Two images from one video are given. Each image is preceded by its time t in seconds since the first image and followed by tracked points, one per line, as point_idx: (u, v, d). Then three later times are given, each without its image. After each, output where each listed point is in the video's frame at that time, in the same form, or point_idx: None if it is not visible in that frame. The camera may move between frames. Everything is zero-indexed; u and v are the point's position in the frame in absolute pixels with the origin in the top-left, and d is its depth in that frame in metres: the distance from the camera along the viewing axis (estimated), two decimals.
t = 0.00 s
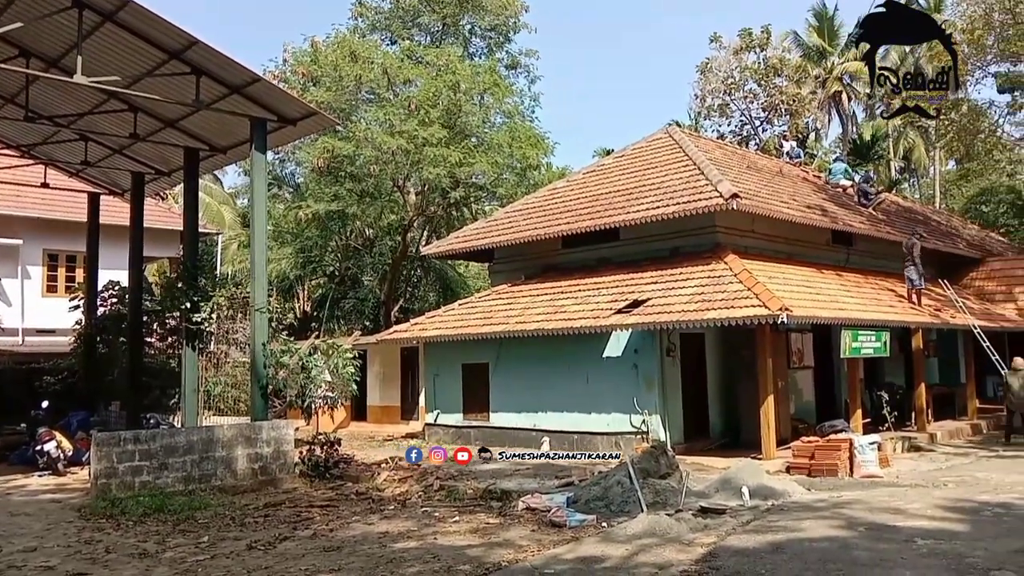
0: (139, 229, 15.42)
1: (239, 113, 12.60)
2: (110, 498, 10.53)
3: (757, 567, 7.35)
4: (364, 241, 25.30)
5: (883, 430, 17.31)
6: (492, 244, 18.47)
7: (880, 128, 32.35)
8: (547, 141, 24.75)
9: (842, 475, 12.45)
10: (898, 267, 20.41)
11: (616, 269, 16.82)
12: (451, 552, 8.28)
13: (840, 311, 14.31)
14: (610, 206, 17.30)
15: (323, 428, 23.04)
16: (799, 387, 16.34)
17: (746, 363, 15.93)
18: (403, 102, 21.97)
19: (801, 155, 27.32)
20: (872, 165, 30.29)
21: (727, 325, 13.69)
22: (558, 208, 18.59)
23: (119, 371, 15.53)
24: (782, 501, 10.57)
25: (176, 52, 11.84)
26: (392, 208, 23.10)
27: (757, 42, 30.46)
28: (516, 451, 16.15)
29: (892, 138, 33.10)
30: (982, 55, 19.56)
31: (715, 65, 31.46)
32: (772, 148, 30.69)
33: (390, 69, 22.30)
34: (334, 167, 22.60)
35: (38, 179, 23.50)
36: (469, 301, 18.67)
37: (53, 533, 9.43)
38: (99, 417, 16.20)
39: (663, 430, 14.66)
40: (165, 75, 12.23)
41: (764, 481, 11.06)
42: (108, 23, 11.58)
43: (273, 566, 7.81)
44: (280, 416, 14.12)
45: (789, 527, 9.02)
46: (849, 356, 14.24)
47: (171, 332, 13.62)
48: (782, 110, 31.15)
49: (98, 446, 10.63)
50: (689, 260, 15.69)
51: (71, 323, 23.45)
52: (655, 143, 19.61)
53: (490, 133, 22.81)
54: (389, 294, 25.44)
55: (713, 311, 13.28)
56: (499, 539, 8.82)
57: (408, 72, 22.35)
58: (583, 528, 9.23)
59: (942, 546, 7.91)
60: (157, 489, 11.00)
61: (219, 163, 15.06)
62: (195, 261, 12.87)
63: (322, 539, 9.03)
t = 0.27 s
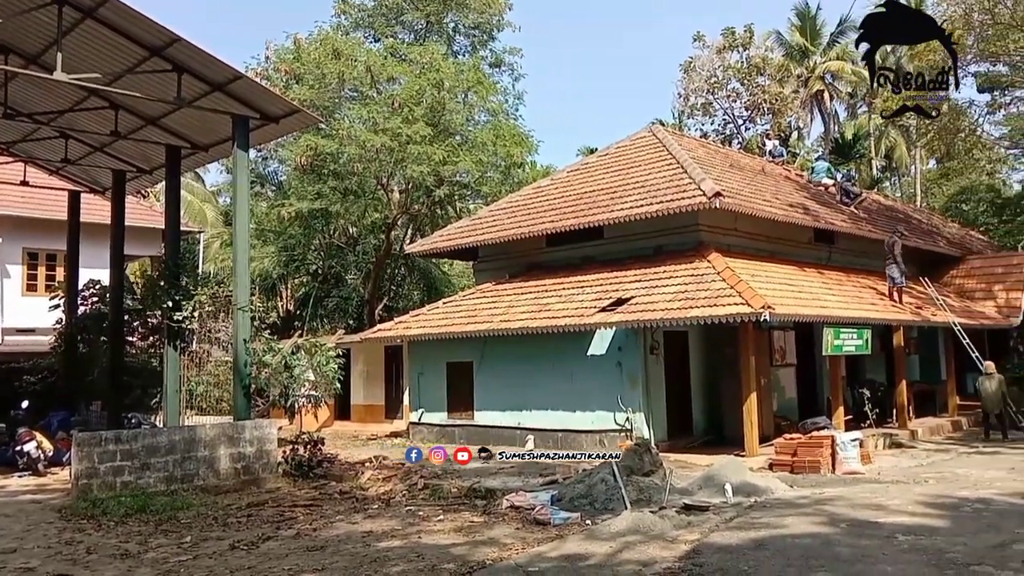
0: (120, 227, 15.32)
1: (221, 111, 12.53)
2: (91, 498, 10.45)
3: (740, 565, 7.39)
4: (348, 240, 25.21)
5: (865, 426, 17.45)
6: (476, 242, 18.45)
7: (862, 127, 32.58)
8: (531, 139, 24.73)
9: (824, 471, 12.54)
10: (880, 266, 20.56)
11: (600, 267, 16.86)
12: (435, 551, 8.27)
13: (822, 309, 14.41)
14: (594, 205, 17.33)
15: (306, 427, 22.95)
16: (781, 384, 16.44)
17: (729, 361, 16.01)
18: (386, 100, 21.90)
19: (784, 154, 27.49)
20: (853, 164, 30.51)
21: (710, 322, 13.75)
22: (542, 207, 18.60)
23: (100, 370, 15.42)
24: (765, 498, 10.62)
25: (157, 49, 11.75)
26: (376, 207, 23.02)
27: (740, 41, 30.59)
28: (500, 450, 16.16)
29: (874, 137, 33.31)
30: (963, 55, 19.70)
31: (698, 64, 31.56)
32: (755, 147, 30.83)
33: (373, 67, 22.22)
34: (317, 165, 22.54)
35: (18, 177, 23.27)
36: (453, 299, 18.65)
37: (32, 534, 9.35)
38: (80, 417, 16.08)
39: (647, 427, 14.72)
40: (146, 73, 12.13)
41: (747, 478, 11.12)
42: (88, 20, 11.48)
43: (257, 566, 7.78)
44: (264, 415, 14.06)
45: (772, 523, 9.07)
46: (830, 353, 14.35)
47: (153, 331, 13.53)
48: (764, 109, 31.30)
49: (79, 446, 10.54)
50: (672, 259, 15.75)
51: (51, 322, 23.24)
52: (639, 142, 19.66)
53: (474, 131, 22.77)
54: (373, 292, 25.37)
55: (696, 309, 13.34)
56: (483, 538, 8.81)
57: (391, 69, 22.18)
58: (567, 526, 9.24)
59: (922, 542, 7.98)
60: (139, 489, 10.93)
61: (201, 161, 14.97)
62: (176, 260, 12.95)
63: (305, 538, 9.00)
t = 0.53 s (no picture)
0: (97, 227, 15.18)
1: (200, 110, 12.43)
2: (68, 501, 10.34)
3: (720, 564, 7.42)
4: (328, 240, 25.12)
5: (843, 425, 17.59)
6: (457, 242, 18.43)
7: (840, 129, 32.87)
8: (513, 139, 24.72)
9: (804, 470, 12.62)
10: (858, 266, 20.73)
11: (581, 267, 16.89)
12: (415, 552, 8.26)
13: (801, 309, 14.51)
14: (575, 205, 17.36)
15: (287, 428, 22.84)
16: (760, 384, 16.54)
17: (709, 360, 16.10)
18: (367, 100, 21.83)
19: (763, 155, 27.68)
20: (832, 166, 30.78)
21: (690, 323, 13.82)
22: (523, 207, 18.61)
23: (77, 371, 15.27)
24: (744, 497, 10.69)
25: (134, 47, 11.64)
26: (357, 206, 22.94)
27: (720, 42, 30.75)
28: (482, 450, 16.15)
29: (852, 139, 33.61)
30: (939, 57, 19.92)
31: (678, 66, 31.70)
32: (734, 148, 31.01)
33: (353, 66, 22.12)
34: (297, 164, 22.46)
35: None
36: (434, 300, 18.62)
37: (8, 537, 9.23)
38: (57, 418, 15.94)
39: (627, 427, 14.77)
40: (123, 71, 12.01)
41: (727, 477, 11.18)
42: (64, 17, 11.35)
43: (236, 568, 7.74)
44: (243, 416, 13.97)
45: (751, 522, 9.12)
46: (809, 353, 14.46)
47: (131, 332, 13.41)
48: (744, 111, 31.48)
49: (55, 448, 10.42)
50: (652, 259, 15.81)
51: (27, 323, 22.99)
52: (620, 143, 19.73)
53: (455, 131, 22.70)
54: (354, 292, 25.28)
55: (676, 309, 13.40)
56: (464, 538, 8.81)
57: (372, 69, 22.14)
58: (548, 526, 9.25)
59: (900, 540, 8.05)
60: (116, 491, 10.82)
61: (179, 160, 14.86)
62: (154, 260, 12.63)
63: (285, 540, 8.95)
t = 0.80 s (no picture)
0: (74, 225, 15.03)
1: (178, 106, 12.34)
2: (44, 501, 10.22)
3: (699, 560, 7.46)
4: (308, 238, 25.02)
5: (821, 423, 17.73)
6: (438, 240, 18.40)
7: (819, 129, 33.13)
8: (494, 137, 24.70)
9: (783, 467, 12.70)
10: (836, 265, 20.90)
11: (561, 266, 16.92)
12: (396, 550, 8.24)
13: (780, 307, 14.61)
14: (556, 204, 17.38)
15: (266, 427, 22.70)
16: (740, 381, 16.64)
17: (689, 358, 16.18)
18: (347, 97, 21.73)
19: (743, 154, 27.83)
20: (811, 165, 31.01)
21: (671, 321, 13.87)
22: (504, 206, 18.60)
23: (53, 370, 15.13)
24: (723, 494, 10.74)
25: (112, 44, 11.53)
26: (337, 204, 22.85)
27: (700, 42, 30.86)
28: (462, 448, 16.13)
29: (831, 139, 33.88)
30: (917, 57, 20.37)
31: (659, 65, 31.78)
32: (714, 148, 31.17)
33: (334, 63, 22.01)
34: (276, 162, 22.38)
35: None
36: (415, 298, 18.57)
37: None
38: (32, 418, 15.75)
39: (608, 424, 14.81)
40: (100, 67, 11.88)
41: (707, 474, 11.23)
42: (40, 12, 11.21)
43: (214, 568, 7.68)
44: (222, 415, 13.87)
45: (731, 519, 9.17)
46: (788, 351, 14.56)
47: (108, 330, 13.29)
48: (724, 110, 31.63)
49: (31, 448, 10.30)
50: (633, 258, 15.86)
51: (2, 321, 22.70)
52: (600, 142, 19.77)
53: (436, 129, 22.63)
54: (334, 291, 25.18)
55: (656, 308, 13.45)
56: (445, 536, 8.79)
57: (352, 67, 21.97)
58: (529, 524, 9.26)
59: (877, 536, 8.12)
60: (93, 491, 10.72)
61: (157, 158, 14.74)
62: (132, 257, 12.71)
63: (264, 539, 8.90)
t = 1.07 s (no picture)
0: (56, 220, 14.90)
1: (163, 102, 12.25)
2: (26, 499, 10.13)
3: (684, 557, 7.48)
4: (293, 234, 24.94)
5: (805, 420, 17.84)
6: (424, 238, 18.37)
7: (804, 128, 33.31)
8: (480, 134, 24.68)
9: (767, 465, 12.76)
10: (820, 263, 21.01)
11: (548, 264, 16.92)
12: (381, 548, 8.22)
13: (764, 305, 14.68)
14: (542, 202, 17.39)
15: (251, 425, 22.63)
16: (725, 379, 16.71)
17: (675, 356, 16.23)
18: (333, 93, 21.65)
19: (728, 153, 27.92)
20: (796, 164, 31.17)
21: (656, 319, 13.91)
22: (490, 203, 18.59)
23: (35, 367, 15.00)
24: (708, 491, 10.79)
25: (96, 38, 11.44)
26: (322, 201, 22.77)
27: (686, 41, 30.91)
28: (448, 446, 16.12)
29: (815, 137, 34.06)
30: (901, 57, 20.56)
31: (645, 63, 31.81)
32: (700, 146, 31.26)
33: (319, 59, 21.92)
34: (261, 158, 22.32)
35: None
36: (400, 296, 18.52)
37: None
38: (13, 416, 15.60)
39: (593, 422, 14.84)
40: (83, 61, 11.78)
41: (691, 472, 11.27)
42: (21, 6, 11.10)
43: (198, 566, 7.64)
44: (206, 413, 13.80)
45: (715, 516, 9.20)
46: (773, 349, 14.64)
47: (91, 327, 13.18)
48: (710, 109, 31.71)
49: (13, 445, 10.21)
50: (619, 255, 15.89)
51: None
52: (587, 139, 19.79)
53: (422, 125, 22.57)
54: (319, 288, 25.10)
55: (642, 306, 13.49)
56: (430, 534, 8.78)
57: (339, 63, 21.97)
58: (514, 522, 9.26)
59: (860, 533, 8.18)
60: (76, 489, 10.64)
61: (140, 153, 14.64)
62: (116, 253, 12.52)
63: (249, 538, 8.86)
